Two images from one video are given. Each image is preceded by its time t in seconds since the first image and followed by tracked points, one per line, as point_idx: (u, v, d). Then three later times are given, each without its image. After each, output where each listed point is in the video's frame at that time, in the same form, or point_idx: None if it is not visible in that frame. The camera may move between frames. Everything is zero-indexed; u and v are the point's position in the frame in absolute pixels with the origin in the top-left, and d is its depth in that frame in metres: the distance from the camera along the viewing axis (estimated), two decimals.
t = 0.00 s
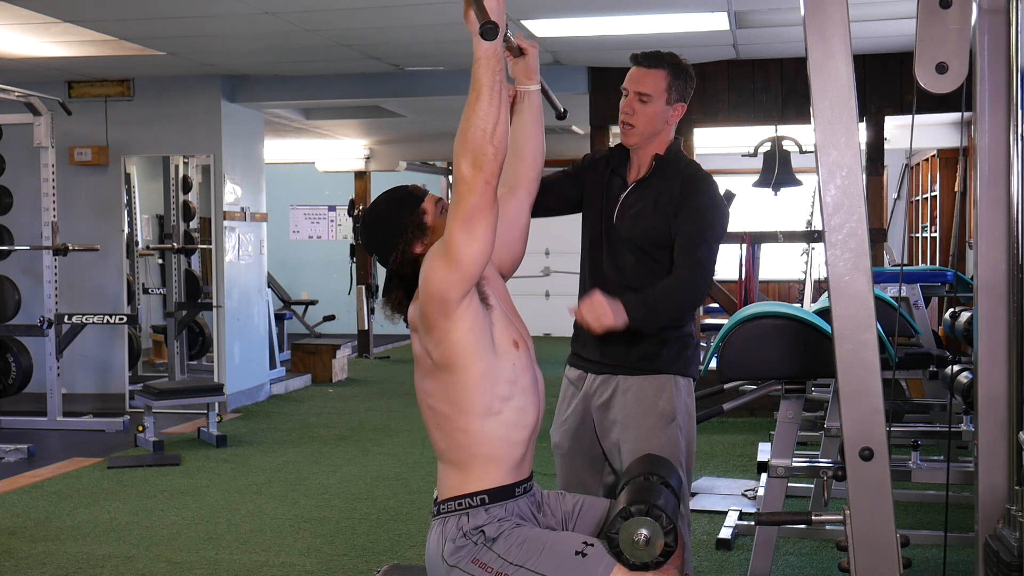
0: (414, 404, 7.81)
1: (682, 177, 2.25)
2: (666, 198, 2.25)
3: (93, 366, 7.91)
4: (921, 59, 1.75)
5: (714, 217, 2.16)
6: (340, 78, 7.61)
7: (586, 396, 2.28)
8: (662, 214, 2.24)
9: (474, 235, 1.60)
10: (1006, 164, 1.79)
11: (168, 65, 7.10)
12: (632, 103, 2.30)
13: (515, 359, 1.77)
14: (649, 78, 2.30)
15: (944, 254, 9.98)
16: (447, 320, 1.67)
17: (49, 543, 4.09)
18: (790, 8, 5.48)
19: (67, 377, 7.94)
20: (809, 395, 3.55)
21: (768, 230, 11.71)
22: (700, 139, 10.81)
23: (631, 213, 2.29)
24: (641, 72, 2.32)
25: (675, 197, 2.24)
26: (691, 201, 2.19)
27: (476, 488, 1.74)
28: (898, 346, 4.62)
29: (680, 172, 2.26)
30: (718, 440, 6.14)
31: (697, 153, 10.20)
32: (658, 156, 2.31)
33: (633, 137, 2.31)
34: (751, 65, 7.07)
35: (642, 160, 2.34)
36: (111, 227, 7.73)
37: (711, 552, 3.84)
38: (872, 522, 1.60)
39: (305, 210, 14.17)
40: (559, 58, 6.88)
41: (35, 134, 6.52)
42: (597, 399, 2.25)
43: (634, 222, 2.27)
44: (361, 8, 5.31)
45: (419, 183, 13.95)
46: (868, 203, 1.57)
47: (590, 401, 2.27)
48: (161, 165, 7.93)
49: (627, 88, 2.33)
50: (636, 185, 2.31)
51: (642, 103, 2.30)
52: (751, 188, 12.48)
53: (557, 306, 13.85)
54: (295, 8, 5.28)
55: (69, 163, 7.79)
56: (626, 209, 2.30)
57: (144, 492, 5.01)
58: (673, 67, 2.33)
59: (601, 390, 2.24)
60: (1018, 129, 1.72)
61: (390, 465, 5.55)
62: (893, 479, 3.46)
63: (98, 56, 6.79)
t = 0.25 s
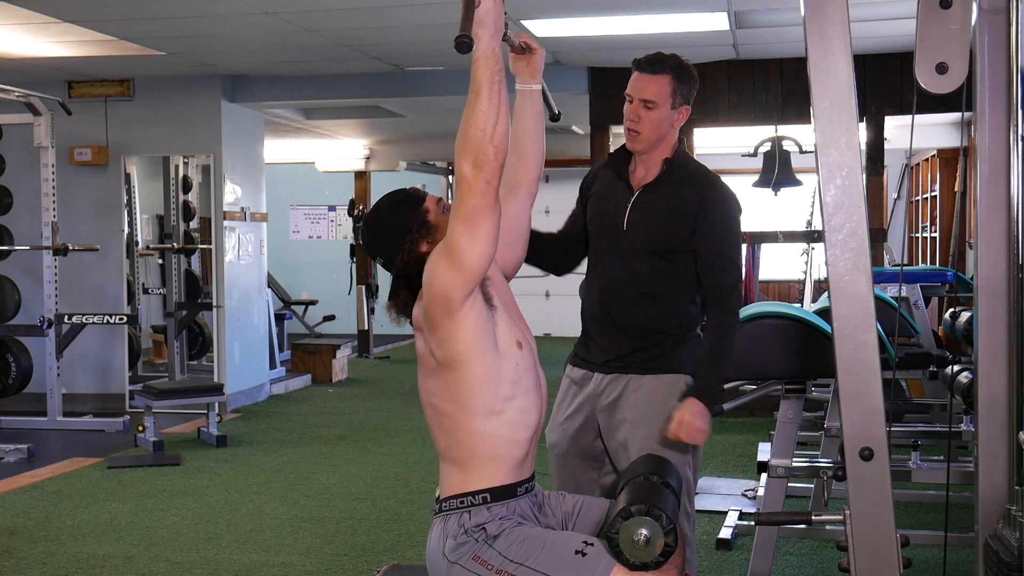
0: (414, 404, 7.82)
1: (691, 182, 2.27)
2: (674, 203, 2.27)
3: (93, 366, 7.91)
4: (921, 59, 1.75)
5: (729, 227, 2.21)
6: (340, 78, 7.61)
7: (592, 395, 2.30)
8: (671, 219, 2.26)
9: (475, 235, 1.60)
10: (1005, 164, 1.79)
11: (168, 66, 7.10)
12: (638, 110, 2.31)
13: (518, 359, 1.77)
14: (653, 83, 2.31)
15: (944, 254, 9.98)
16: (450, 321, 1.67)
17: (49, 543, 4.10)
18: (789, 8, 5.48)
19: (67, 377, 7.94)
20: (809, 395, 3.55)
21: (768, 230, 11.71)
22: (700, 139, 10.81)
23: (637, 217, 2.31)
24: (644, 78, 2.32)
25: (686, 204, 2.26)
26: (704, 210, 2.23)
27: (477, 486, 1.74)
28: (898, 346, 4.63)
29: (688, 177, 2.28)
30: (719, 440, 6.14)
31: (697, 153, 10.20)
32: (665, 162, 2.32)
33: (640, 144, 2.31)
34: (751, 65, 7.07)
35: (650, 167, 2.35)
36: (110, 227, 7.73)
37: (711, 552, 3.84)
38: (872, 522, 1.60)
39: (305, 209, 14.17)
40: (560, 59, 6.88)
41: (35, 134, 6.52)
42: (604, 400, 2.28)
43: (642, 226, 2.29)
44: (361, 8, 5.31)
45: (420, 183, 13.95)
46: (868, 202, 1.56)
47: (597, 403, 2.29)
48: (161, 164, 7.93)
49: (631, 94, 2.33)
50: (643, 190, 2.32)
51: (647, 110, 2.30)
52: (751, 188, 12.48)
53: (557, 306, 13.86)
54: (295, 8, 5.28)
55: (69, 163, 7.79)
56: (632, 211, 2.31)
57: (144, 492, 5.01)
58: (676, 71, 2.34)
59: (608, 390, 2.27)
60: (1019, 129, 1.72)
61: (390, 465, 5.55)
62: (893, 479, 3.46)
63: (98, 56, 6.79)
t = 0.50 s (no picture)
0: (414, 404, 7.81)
1: (696, 181, 2.31)
2: (681, 202, 2.31)
3: (93, 366, 7.90)
4: (920, 59, 1.74)
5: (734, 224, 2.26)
6: (340, 78, 7.61)
7: (597, 397, 2.31)
8: (678, 217, 2.30)
9: (473, 238, 1.60)
10: (1006, 164, 1.78)
11: (168, 66, 7.10)
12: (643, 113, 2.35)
13: (516, 360, 1.76)
14: (656, 87, 2.35)
15: (944, 254, 9.98)
16: (447, 322, 1.67)
17: (49, 543, 4.09)
18: (789, 8, 5.48)
19: (67, 377, 7.94)
20: (809, 395, 3.55)
21: (768, 230, 11.71)
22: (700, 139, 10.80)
23: (643, 215, 2.33)
24: (647, 82, 2.37)
25: (692, 202, 2.30)
26: (711, 209, 2.27)
27: (477, 486, 1.74)
28: (898, 346, 4.63)
29: (691, 177, 2.33)
30: (719, 440, 6.14)
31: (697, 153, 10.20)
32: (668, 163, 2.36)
33: (643, 145, 2.34)
34: (751, 65, 7.07)
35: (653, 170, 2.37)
36: (110, 227, 7.73)
37: (711, 552, 3.84)
38: (872, 523, 1.60)
39: (305, 209, 14.18)
40: (560, 58, 6.88)
41: (35, 134, 6.52)
42: (609, 401, 2.29)
43: (649, 223, 2.32)
44: (360, 8, 5.31)
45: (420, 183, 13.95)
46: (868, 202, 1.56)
47: (604, 404, 2.31)
48: (161, 164, 7.93)
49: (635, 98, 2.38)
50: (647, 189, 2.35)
51: (654, 114, 2.34)
52: (751, 188, 12.48)
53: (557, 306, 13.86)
54: (295, 8, 5.28)
55: (69, 163, 7.79)
56: (634, 209, 2.34)
57: (144, 492, 5.01)
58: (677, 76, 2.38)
59: (614, 391, 2.29)
60: (1019, 128, 1.71)
61: (390, 465, 5.55)
62: (893, 479, 3.46)
63: (98, 56, 6.79)
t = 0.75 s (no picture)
0: (414, 405, 7.82)
1: (684, 195, 2.39)
2: (672, 216, 2.38)
3: (94, 366, 7.91)
4: (920, 59, 1.74)
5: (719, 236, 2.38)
6: (340, 78, 7.61)
7: (602, 395, 2.37)
8: (671, 230, 2.37)
9: (484, 239, 1.59)
10: (1006, 164, 1.77)
11: (168, 66, 7.10)
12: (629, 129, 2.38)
13: (521, 360, 1.76)
14: (640, 102, 2.37)
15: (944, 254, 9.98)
16: (455, 323, 1.67)
17: (49, 543, 4.09)
18: (789, 9, 5.48)
19: (67, 377, 7.94)
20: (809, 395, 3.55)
21: (767, 230, 11.71)
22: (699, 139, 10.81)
23: (636, 230, 2.39)
24: (630, 96, 2.38)
25: (683, 217, 2.38)
26: (703, 223, 2.37)
27: (479, 485, 1.74)
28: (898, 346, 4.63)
29: (678, 190, 2.40)
30: (719, 440, 6.14)
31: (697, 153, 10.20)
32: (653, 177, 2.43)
33: (630, 162, 2.37)
34: (751, 65, 7.07)
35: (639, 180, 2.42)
36: (111, 227, 7.73)
37: (711, 552, 3.84)
38: (872, 523, 1.60)
39: (305, 209, 14.18)
40: (560, 59, 6.87)
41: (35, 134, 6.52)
42: (615, 397, 2.35)
43: (642, 238, 2.38)
44: (360, 8, 5.31)
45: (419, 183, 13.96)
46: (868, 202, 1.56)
47: (608, 400, 2.36)
48: (161, 164, 7.92)
49: (619, 113, 2.39)
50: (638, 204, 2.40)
51: (641, 129, 2.37)
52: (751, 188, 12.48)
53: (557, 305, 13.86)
54: (294, 8, 5.27)
55: (69, 163, 7.79)
56: (626, 221, 2.40)
57: (144, 492, 5.01)
58: (660, 91, 2.41)
59: (620, 388, 2.35)
60: (1019, 129, 1.70)
61: (389, 465, 5.55)
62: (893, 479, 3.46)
63: (98, 56, 6.79)
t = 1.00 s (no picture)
0: (414, 405, 7.82)
1: (676, 205, 2.43)
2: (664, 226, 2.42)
3: (94, 366, 7.91)
4: (920, 59, 1.74)
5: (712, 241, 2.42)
6: (340, 78, 7.61)
7: (613, 388, 2.44)
8: (663, 240, 2.42)
9: (485, 234, 1.59)
10: (1006, 164, 1.77)
11: (168, 66, 7.10)
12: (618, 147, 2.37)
13: (525, 357, 1.76)
14: (625, 118, 2.38)
15: (944, 254, 9.98)
16: (459, 319, 1.67)
17: (49, 543, 4.09)
18: (789, 8, 5.48)
19: (68, 377, 7.94)
20: (809, 395, 3.55)
21: (767, 230, 11.71)
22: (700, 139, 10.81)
23: (630, 242, 2.43)
24: (615, 112, 2.39)
25: (676, 226, 2.42)
26: (697, 230, 2.41)
27: (481, 484, 1.74)
28: (898, 346, 4.63)
29: (670, 199, 2.44)
30: (719, 440, 6.14)
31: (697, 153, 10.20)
32: (644, 188, 2.46)
33: (621, 180, 2.37)
34: (750, 65, 7.07)
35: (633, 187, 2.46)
36: (111, 227, 7.74)
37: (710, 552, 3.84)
38: (871, 522, 1.60)
39: (304, 209, 14.18)
40: (560, 59, 6.88)
41: (35, 134, 6.52)
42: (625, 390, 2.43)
43: (635, 250, 2.42)
44: (360, 8, 5.30)
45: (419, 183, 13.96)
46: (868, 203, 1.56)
47: (619, 391, 2.44)
48: (161, 164, 7.92)
49: (604, 129, 2.39)
50: (631, 219, 2.44)
51: (628, 142, 2.37)
52: (751, 188, 12.49)
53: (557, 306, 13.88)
54: (294, 8, 5.27)
55: (70, 163, 7.80)
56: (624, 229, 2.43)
57: (144, 492, 5.01)
58: (643, 103, 2.42)
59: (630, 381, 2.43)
60: (1018, 129, 1.70)
61: (390, 465, 5.55)
62: (893, 479, 3.46)
63: (98, 56, 6.79)
